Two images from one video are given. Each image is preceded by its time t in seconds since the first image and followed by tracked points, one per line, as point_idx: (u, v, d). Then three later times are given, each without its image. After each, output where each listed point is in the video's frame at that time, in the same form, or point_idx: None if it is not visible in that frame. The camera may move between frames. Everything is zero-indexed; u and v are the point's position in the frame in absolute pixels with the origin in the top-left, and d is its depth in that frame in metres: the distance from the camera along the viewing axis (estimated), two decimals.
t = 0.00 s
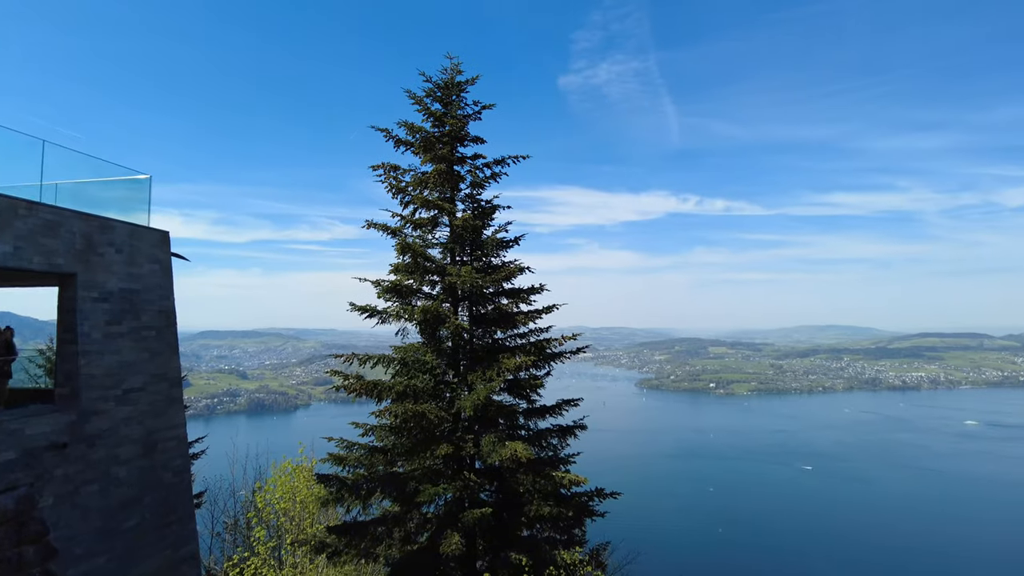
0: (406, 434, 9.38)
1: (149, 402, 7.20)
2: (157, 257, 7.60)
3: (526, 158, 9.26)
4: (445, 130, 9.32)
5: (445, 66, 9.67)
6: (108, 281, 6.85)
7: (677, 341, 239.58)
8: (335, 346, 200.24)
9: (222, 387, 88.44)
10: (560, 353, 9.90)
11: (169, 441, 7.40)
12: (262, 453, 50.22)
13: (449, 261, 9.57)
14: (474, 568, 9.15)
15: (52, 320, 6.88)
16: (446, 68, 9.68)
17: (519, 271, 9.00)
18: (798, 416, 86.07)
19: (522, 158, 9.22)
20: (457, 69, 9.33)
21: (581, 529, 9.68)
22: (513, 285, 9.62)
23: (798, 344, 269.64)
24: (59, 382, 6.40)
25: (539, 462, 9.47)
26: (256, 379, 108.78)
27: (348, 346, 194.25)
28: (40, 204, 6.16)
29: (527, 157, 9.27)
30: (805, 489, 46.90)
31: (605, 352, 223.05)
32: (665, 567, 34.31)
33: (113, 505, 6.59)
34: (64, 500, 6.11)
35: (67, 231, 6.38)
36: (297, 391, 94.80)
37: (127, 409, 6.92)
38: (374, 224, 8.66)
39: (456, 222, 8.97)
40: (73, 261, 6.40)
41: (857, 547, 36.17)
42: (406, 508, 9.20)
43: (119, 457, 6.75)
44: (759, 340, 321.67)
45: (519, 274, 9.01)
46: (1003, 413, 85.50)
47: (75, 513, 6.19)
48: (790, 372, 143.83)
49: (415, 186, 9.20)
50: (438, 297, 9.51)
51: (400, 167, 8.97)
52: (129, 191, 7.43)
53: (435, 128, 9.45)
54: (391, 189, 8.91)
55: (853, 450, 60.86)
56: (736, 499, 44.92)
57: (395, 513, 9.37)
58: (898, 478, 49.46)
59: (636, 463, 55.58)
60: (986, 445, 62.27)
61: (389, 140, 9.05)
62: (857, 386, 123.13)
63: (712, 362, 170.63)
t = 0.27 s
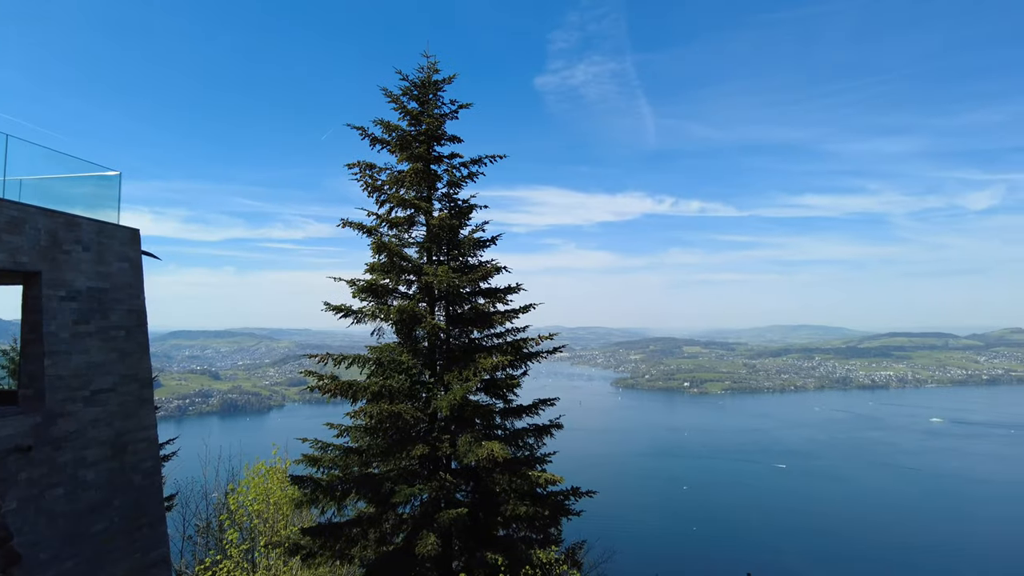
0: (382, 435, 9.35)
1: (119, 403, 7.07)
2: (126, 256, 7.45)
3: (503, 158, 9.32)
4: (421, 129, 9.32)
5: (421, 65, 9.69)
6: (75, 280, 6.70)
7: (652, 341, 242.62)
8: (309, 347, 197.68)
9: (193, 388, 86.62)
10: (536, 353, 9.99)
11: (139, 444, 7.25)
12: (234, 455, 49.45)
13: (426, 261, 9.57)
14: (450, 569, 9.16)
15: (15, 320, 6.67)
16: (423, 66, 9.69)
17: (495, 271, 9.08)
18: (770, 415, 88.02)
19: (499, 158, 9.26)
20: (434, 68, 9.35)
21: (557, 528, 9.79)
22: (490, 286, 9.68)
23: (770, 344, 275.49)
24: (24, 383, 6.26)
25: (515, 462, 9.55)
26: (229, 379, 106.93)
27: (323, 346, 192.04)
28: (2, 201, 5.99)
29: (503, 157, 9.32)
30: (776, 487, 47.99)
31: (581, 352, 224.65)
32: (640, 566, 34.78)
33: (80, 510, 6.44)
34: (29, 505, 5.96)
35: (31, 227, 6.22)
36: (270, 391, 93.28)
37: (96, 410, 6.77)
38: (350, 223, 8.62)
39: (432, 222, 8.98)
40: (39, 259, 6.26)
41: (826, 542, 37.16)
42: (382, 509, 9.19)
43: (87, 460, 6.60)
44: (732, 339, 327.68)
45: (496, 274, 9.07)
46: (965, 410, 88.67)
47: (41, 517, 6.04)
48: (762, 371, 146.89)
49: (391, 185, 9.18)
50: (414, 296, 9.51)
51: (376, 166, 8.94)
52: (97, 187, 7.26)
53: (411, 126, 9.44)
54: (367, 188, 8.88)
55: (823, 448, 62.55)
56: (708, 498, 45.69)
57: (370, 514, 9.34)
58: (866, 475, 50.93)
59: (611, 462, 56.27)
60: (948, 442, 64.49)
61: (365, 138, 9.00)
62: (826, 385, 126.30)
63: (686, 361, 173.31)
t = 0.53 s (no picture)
0: (359, 436, 9.34)
1: (89, 405, 6.93)
2: (98, 255, 7.30)
3: (482, 158, 9.37)
4: (400, 128, 9.32)
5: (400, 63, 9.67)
6: (43, 279, 6.56)
7: (630, 340, 244.88)
8: (286, 347, 195.13)
9: (166, 389, 84.84)
10: (515, 352, 10.06)
11: (111, 446, 7.12)
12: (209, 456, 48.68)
13: (404, 260, 9.58)
14: (427, 569, 9.19)
15: None
16: (401, 64, 9.67)
17: (475, 271, 9.13)
18: (746, 414, 89.58)
19: (478, 158, 9.31)
20: (412, 66, 9.35)
21: (535, 527, 9.87)
22: (469, 286, 9.73)
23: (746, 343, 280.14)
24: None
25: (493, 462, 9.62)
26: (203, 380, 105.09)
27: (300, 346, 189.77)
28: None
29: (482, 156, 9.36)
30: (751, 485, 48.88)
31: (561, 351, 225.77)
32: (618, 564, 35.12)
33: (47, 514, 6.32)
34: None
35: None
36: (246, 392, 91.87)
37: (65, 412, 6.64)
38: (327, 221, 8.58)
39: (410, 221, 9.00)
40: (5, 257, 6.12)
41: (799, 538, 37.96)
42: (359, 510, 9.17)
43: (56, 463, 6.48)
44: (709, 339, 332.49)
45: (474, 274, 9.13)
46: (933, 408, 91.30)
47: (6, 522, 5.92)
48: (739, 370, 149.34)
49: (369, 183, 9.16)
50: (393, 296, 9.52)
51: (354, 164, 8.92)
52: (68, 184, 7.11)
53: (390, 125, 9.43)
54: (345, 187, 8.86)
55: (796, 446, 63.91)
56: (684, 496, 46.32)
57: (347, 516, 9.32)
58: (838, 473, 52.15)
59: (589, 460, 56.76)
60: (917, 439, 66.37)
61: (343, 136, 8.97)
62: (800, 384, 128.91)
63: (664, 361, 175.43)
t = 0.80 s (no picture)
0: (338, 437, 9.34)
1: (61, 406, 6.82)
2: (71, 254, 7.20)
3: (462, 158, 9.41)
4: (380, 127, 9.34)
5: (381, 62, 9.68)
6: (13, 278, 6.44)
7: (611, 340, 246.65)
8: (264, 347, 192.53)
9: (141, 390, 83.27)
10: (495, 352, 10.16)
11: (84, 448, 7.03)
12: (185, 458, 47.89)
13: (384, 260, 9.60)
14: (407, 569, 9.24)
15: None
16: (382, 63, 9.68)
17: (455, 271, 9.19)
18: (724, 413, 90.87)
19: (458, 158, 9.36)
20: (392, 65, 9.37)
21: (515, 527, 9.95)
22: (449, 286, 9.78)
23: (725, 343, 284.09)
24: None
25: (474, 462, 9.68)
26: (180, 381, 103.29)
27: (279, 346, 187.46)
28: None
29: (463, 156, 9.41)
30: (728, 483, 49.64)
31: (542, 351, 226.50)
32: (598, 562, 35.44)
33: (18, 518, 6.22)
34: None
35: None
36: (223, 393, 90.52)
37: (36, 414, 6.54)
38: (306, 220, 8.57)
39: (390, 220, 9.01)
40: None
41: (774, 535, 38.62)
42: (338, 512, 9.17)
43: (27, 466, 6.38)
44: (689, 339, 336.42)
45: (455, 273, 9.19)
46: (905, 407, 93.58)
47: None
48: (718, 370, 151.34)
49: (349, 182, 9.16)
50: (373, 296, 9.52)
51: (333, 163, 8.90)
52: (40, 181, 7.00)
53: (370, 123, 9.44)
54: (324, 185, 8.84)
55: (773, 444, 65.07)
56: (663, 494, 46.84)
57: (326, 517, 9.31)
58: (814, 470, 53.24)
59: (570, 459, 57.14)
60: (890, 437, 68.07)
61: (322, 135, 8.94)
62: (777, 384, 131.12)
63: (644, 360, 177.05)
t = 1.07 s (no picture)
0: (320, 437, 9.34)
1: (36, 408, 6.75)
2: (46, 253, 7.13)
3: (445, 157, 9.46)
4: (362, 126, 9.35)
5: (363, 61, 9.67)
6: None
7: (593, 340, 248.15)
8: (244, 347, 190.13)
9: (118, 391, 81.80)
10: (477, 352, 10.23)
11: (59, 450, 6.95)
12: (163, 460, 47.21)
13: (366, 260, 9.62)
14: (389, 570, 9.27)
15: None
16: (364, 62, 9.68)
17: (438, 271, 9.25)
18: (705, 412, 92.05)
19: (441, 158, 9.39)
20: (375, 65, 9.38)
21: (497, 527, 10.05)
22: (432, 286, 9.84)
23: (706, 343, 287.43)
24: None
25: (456, 462, 9.75)
26: (158, 381, 101.66)
27: (260, 347, 185.26)
28: None
29: (445, 156, 9.46)
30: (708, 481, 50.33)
31: (525, 351, 227.02)
32: (581, 561, 35.68)
33: None
34: None
35: None
36: (202, 394, 89.20)
37: (10, 416, 6.45)
38: (287, 220, 8.55)
39: (372, 220, 9.03)
40: None
41: (754, 533, 39.18)
42: (319, 512, 9.18)
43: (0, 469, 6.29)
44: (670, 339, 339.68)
45: (438, 273, 9.25)
46: (881, 406, 95.62)
47: None
48: (699, 370, 153.04)
49: (330, 181, 9.16)
50: (354, 296, 9.53)
51: (314, 162, 8.88)
52: (13, 178, 6.90)
53: (352, 122, 9.44)
54: (305, 184, 8.82)
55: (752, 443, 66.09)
56: (644, 493, 47.35)
57: (307, 518, 9.31)
58: (793, 469, 54.24)
59: (553, 459, 57.51)
60: (866, 436, 69.61)
61: (304, 133, 8.91)
62: (757, 383, 133.15)
63: (626, 360, 178.44)
